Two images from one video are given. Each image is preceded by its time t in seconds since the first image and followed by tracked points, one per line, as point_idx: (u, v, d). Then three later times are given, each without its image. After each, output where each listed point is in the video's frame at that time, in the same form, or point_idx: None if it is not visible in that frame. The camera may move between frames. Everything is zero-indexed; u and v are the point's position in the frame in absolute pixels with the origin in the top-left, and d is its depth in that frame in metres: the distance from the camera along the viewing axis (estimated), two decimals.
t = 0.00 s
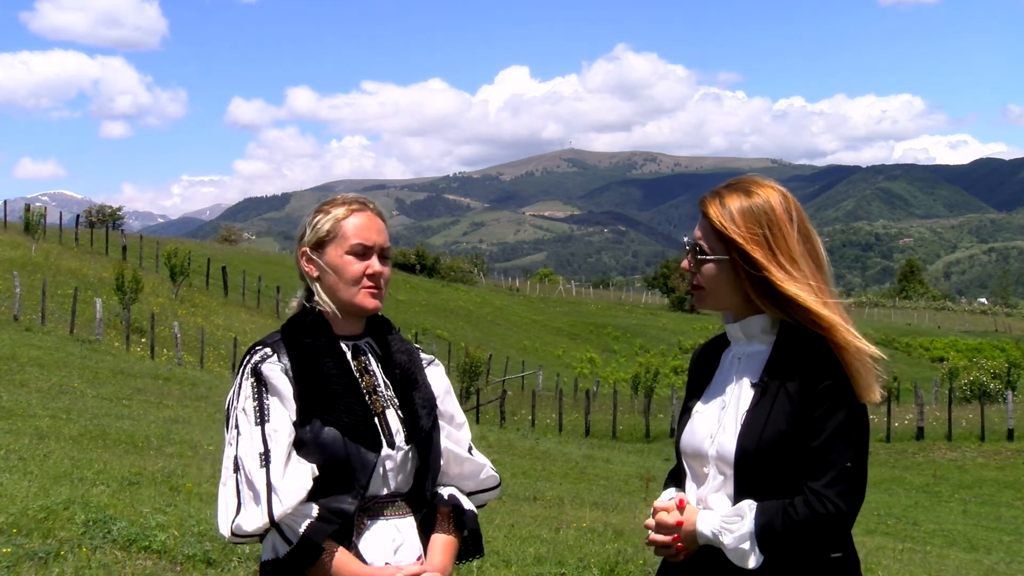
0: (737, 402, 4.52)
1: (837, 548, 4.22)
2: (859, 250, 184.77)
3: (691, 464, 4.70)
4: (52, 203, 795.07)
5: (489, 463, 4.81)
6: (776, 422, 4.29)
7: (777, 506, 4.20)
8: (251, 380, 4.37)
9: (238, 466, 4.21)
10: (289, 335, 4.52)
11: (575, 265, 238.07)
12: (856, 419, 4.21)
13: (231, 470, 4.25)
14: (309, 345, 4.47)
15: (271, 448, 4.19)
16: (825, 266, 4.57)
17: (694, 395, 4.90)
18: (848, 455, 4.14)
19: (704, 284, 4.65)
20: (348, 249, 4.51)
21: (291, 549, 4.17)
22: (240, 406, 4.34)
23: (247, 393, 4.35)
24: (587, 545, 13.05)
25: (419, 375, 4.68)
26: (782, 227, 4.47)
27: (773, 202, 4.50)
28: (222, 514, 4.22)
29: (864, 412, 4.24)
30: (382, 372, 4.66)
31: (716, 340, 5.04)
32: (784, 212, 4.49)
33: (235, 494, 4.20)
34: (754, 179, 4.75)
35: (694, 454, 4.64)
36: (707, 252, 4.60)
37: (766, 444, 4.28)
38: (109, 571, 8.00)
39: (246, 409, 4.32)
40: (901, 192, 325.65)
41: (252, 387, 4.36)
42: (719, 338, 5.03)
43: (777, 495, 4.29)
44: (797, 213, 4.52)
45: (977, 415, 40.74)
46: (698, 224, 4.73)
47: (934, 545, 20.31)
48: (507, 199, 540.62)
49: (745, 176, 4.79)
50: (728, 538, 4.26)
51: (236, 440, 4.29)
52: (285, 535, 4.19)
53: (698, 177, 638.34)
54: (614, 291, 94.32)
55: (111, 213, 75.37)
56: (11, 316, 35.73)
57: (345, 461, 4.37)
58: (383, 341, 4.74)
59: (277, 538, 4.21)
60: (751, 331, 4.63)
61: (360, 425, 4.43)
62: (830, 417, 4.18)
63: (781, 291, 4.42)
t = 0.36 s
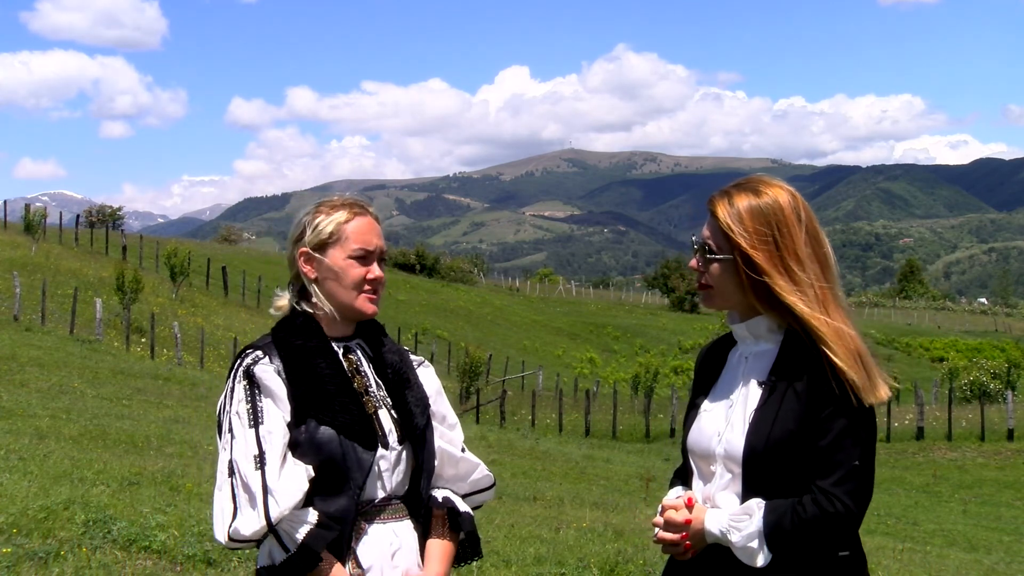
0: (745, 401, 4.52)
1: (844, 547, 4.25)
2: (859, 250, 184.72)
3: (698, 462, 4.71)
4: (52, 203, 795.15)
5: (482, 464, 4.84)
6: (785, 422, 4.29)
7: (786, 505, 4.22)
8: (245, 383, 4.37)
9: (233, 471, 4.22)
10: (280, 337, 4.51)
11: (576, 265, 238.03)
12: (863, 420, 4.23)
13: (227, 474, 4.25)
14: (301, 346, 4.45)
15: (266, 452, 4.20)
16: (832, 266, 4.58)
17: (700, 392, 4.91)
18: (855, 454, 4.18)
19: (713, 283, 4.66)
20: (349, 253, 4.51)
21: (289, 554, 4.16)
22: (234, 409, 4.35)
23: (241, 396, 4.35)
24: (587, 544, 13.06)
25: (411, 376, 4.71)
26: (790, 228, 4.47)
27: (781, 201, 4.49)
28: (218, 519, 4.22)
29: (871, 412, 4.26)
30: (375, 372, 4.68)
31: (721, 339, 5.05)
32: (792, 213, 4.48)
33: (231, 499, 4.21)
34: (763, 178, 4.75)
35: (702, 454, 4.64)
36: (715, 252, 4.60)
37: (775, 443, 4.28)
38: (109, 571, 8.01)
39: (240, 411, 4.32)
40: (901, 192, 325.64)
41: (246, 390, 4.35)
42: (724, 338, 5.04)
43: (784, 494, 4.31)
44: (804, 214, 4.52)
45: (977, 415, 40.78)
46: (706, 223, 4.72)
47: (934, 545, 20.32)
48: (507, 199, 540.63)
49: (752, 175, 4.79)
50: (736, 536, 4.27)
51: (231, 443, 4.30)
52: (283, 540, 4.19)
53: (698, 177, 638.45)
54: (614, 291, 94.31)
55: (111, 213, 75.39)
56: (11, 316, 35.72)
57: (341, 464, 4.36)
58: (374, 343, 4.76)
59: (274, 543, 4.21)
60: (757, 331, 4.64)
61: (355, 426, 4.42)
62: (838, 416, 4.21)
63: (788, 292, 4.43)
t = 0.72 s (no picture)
0: (750, 400, 4.52)
1: (849, 546, 4.25)
2: (859, 250, 184.73)
3: (703, 460, 4.70)
4: (52, 203, 795.27)
5: (469, 468, 4.92)
6: (789, 422, 4.30)
7: (791, 504, 4.22)
8: (235, 385, 4.33)
9: (224, 474, 4.17)
10: (270, 340, 4.50)
11: (576, 266, 238.00)
12: (867, 420, 4.24)
13: (217, 477, 4.20)
14: (292, 350, 4.45)
15: (258, 455, 4.17)
16: (839, 267, 4.56)
17: (705, 390, 4.92)
18: (861, 454, 4.18)
19: (718, 282, 4.66)
20: (347, 260, 4.51)
21: (283, 559, 4.15)
22: (225, 411, 4.30)
23: (232, 398, 4.31)
24: (587, 544, 13.06)
25: (401, 381, 4.77)
26: (796, 229, 4.45)
27: (787, 203, 4.48)
28: (209, 524, 4.16)
29: (876, 413, 4.27)
30: (365, 377, 4.69)
31: (724, 338, 5.05)
32: (798, 214, 4.47)
33: (222, 503, 4.16)
34: (771, 178, 4.73)
35: (708, 452, 4.64)
36: (721, 252, 4.61)
37: (779, 443, 4.29)
38: (109, 571, 8.01)
39: (231, 413, 4.28)
40: (901, 192, 325.62)
41: (236, 392, 4.32)
42: (727, 336, 5.04)
43: (790, 494, 4.31)
44: (811, 213, 4.50)
45: (977, 415, 40.79)
46: (713, 222, 4.71)
47: (934, 545, 20.32)
48: (507, 199, 540.46)
49: (761, 174, 4.77)
50: (741, 534, 4.26)
51: (222, 446, 4.26)
52: (276, 545, 4.17)
53: (698, 177, 638.45)
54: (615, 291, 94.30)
55: (111, 213, 75.39)
56: (11, 316, 35.72)
57: (333, 467, 4.35)
58: (365, 347, 4.76)
59: (268, 547, 4.19)
60: (763, 331, 4.65)
61: (348, 430, 4.43)
62: (843, 416, 4.21)
63: (792, 293, 4.42)
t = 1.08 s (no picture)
0: (751, 400, 4.54)
1: (851, 545, 4.26)
2: (859, 250, 184.71)
3: (704, 459, 4.71)
4: (52, 203, 795.34)
5: (466, 472, 4.89)
6: (791, 420, 4.30)
7: (794, 503, 4.22)
8: (228, 387, 4.34)
9: (215, 477, 4.19)
10: (265, 340, 4.50)
11: (576, 266, 238.00)
12: (872, 418, 4.24)
13: (209, 479, 4.22)
14: (286, 351, 4.45)
15: (249, 459, 4.18)
16: (841, 266, 4.57)
17: (704, 390, 4.92)
18: (863, 452, 4.18)
19: (720, 282, 4.66)
20: (335, 256, 4.51)
21: (272, 562, 4.18)
22: (218, 413, 4.32)
23: (224, 400, 4.32)
24: (587, 544, 13.06)
25: (397, 382, 4.74)
26: (800, 227, 4.46)
27: (790, 201, 4.49)
28: (199, 525, 4.18)
29: (879, 411, 4.27)
30: (361, 379, 4.68)
31: (725, 338, 5.06)
32: (801, 212, 4.48)
33: (213, 505, 4.17)
34: (770, 179, 4.74)
35: (709, 451, 4.64)
36: (722, 251, 4.61)
37: (781, 442, 4.29)
38: (109, 571, 8.01)
39: (224, 416, 4.30)
40: (901, 192, 325.62)
41: (230, 395, 4.33)
42: (728, 336, 5.05)
43: (793, 492, 4.31)
44: (814, 213, 4.51)
45: (977, 415, 40.79)
46: (713, 222, 4.72)
47: (934, 545, 20.33)
48: (507, 199, 540.44)
49: (760, 175, 4.78)
50: (744, 533, 4.27)
51: (215, 449, 4.27)
52: (265, 548, 4.19)
53: (698, 176, 638.44)
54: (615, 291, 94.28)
55: (111, 214, 75.39)
56: (11, 316, 35.73)
57: (326, 470, 4.36)
58: (361, 348, 4.76)
59: (257, 550, 4.20)
60: (765, 330, 4.66)
61: (340, 433, 4.42)
62: (845, 415, 4.22)
63: (797, 292, 4.42)
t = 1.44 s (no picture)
0: (750, 399, 4.52)
1: (848, 544, 4.26)
2: (859, 250, 184.69)
3: (702, 459, 4.70)
4: (52, 203, 795.41)
5: (472, 471, 4.86)
6: (790, 420, 4.29)
7: (792, 502, 4.22)
8: (231, 387, 4.35)
9: (216, 476, 4.20)
10: (268, 340, 4.50)
11: (576, 266, 237.92)
12: (869, 419, 4.25)
13: (210, 478, 4.23)
14: (288, 350, 4.45)
15: (249, 458, 4.19)
16: (837, 266, 4.57)
17: (702, 389, 4.92)
18: (861, 452, 4.19)
19: (717, 282, 4.66)
20: (334, 251, 4.51)
21: (271, 561, 4.19)
22: (219, 413, 4.33)
23: (227, 400, 4.33)
24: (587, 544, 13.06)
25: (401, 381, 4.72)
26: (796, 228, 4.45)
27: (787, 201, 4.47)
28: (200, 523, 4.19)
29: (876, 412, 4.27)
30: (364, 378, 4.67)
31: (723, 338, 5.05)
32: (797, 212, 4.47)
33: (214, 504, 4.18)
34: (766, 178, 4.73)
35: (706, 452, 4.64)
36: (719, 251, 4.60)
37: (780, 442, 4.28)
38: (109, 571, 8.01)
39: (225, 416, 4.31)
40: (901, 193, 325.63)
41: (232, 394, 4.34)
42: (727, 336, 5.03)
43: (790, 493, 4.31)
44: (811, 212, 4.50)
45: (977, 415, 40.77)
46: (710, 222, 4.71)
47: (934, 545, 20.32)
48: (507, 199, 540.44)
49: (756, 175, 4.76)
50: (743, 533, 4.26)
51: (216, 448, 4.28)
52: (265, 548, 4.20)
53: (698, 176, 638.46)
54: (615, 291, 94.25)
55: (111, 214, 75.40)
56: (11, 316, 35.72)
57: (327, 469, 4.35)
58: (364, 347, 4.75)
59: (257, 549, 4.22)
60: (761, 330, 4.65)
61: (342, 433, 4.41)
62: (844, 417, 4.22)
63: (794, 295, 4.42)
